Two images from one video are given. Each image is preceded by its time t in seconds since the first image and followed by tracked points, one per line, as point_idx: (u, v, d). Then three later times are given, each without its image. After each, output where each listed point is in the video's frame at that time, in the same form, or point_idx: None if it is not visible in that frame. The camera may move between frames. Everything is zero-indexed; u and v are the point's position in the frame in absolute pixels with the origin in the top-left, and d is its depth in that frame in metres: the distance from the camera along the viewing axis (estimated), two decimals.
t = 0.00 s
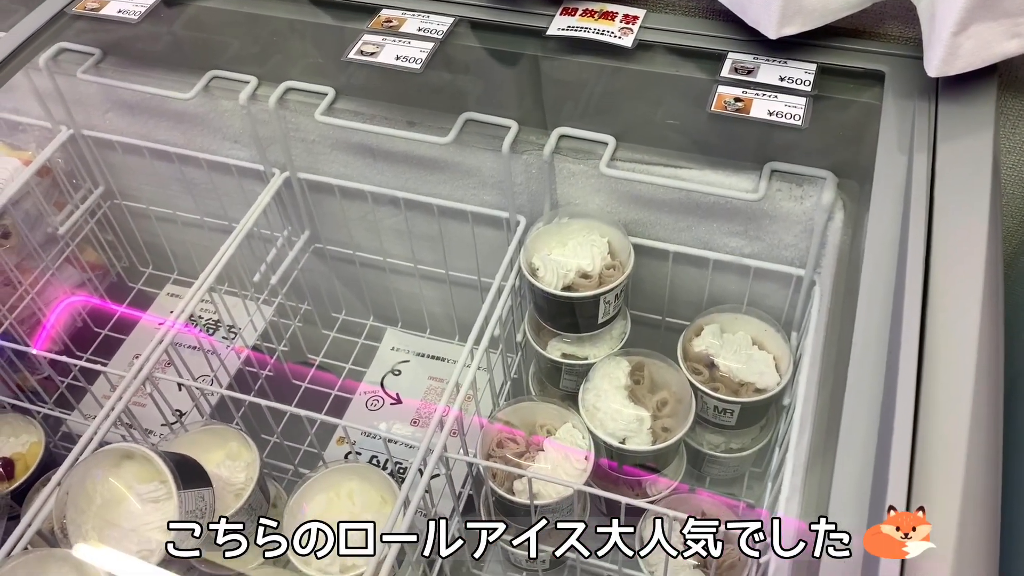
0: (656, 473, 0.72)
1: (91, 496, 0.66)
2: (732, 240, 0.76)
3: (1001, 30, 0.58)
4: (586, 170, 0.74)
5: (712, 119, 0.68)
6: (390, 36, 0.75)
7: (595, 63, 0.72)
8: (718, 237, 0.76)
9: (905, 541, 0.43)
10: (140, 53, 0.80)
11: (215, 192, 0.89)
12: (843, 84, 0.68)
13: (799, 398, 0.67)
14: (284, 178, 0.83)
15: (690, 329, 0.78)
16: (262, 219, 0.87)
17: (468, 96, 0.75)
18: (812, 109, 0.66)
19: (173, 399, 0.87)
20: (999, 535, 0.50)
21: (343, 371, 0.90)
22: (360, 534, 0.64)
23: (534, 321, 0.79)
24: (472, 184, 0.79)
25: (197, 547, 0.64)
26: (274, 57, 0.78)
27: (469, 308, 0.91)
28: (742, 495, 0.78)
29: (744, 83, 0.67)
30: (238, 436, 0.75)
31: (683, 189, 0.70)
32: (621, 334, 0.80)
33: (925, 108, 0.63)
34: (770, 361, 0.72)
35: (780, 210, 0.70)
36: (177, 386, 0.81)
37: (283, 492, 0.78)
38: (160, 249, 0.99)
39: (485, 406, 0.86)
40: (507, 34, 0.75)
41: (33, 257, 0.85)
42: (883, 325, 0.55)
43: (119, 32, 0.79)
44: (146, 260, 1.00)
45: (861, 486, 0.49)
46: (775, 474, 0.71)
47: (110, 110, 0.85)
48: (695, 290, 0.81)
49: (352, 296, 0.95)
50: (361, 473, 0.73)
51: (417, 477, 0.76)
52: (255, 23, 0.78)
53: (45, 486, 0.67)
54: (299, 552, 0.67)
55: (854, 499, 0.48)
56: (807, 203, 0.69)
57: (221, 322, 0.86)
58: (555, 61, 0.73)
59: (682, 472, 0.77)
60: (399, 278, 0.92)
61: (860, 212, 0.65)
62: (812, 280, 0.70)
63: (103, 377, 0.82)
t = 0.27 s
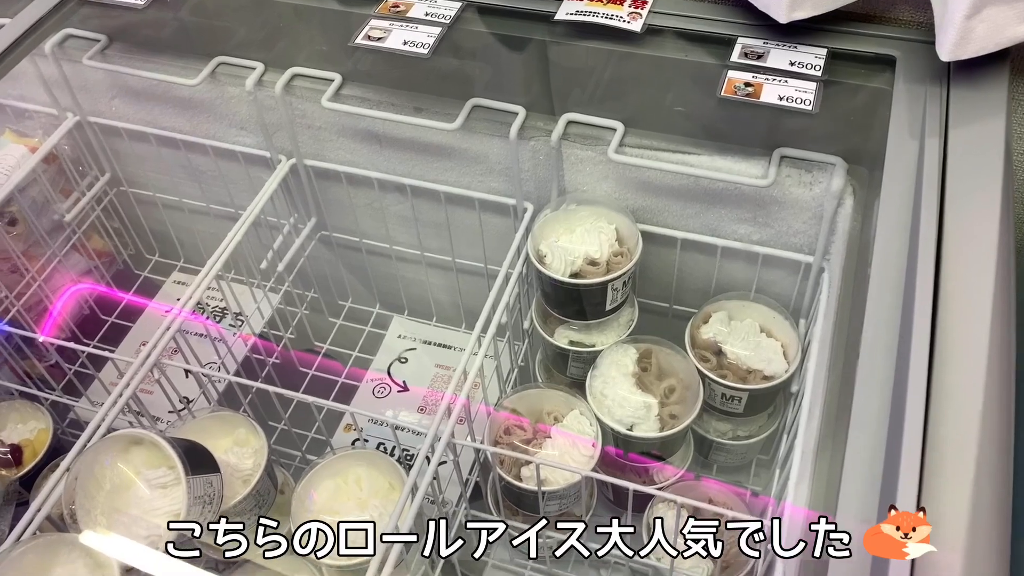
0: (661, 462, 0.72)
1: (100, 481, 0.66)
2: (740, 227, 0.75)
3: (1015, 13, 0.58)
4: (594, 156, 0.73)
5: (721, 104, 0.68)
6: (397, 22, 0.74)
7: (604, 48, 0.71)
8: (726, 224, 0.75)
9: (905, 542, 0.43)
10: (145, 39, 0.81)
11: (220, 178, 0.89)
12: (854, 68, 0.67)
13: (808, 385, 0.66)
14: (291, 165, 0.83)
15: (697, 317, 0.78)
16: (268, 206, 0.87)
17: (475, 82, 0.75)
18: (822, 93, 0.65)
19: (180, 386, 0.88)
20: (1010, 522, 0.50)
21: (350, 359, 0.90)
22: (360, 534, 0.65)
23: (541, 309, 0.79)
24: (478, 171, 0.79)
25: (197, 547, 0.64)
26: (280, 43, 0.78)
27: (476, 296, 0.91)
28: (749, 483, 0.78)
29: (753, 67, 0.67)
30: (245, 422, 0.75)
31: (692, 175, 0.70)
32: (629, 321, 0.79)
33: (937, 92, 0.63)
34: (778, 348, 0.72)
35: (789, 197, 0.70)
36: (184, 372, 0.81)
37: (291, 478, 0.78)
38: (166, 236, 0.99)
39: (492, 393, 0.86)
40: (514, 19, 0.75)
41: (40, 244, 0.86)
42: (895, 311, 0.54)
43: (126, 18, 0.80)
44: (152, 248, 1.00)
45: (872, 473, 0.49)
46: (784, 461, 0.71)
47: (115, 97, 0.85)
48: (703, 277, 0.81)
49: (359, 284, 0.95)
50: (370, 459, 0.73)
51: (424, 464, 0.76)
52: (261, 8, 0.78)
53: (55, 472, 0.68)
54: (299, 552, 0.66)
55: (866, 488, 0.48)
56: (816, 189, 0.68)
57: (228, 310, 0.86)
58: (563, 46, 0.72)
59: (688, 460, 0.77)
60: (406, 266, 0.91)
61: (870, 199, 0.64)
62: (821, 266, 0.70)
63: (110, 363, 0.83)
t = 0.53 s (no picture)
0: (668, 448, 0.73)
1: (113, 465, 0.66)
2: (750, 213, 0.75)
3: None
4: (604, 142, 0.73)
5: (733, 89, 0.68)
6: (407, 7, 0.74)
7: (615, 33, 0.71)
8: (736, 210, 0.75)
9: (905, 542, 0.43)
10: (154, 25, 0.81)
11: (229, 165, 0.89)
12: (867, 54, 0.67)
13: (818, 371, 0.66)
14: (300, 151, 0.83)
15: (707, 303, 0.78)
16: (278, 192, 0.87)
17: (486, 67, 0.75)
18: (835, 78, 0.65)
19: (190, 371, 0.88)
20: None
21: (360, 345, 0.90)
22: (359, 535, 0.64)
23: (551, 295, 0.79)
24: (489, 158, 0.79)
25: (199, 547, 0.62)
26: (290, 28, 0.78)
27: (485, 282, 0.91)
28: (757, 469, 0.78)
29: (765, 52, 0.67)
30: (256, 407, 0.75)
31: (703, 161, 0.70)
32: (638, 307, 0.80)
33: (951, 78, 0.63)
34: (787, 335, 0.72)
35: (800, 183, 0.70)
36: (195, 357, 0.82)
37: (300, 463, 0.79)
38: (176, 222, 0.99)
39: (501, 379, 0.86)
40: (525, 4, 0.75)
41: (50, 230, 0.86)
42: (906, 298, 0.55)
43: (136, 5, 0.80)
44: (162, 234, 1.01)
45: (883, 459, 0.49)
46: (794, 447, 0.72)
47: (125, 83, 0.85)
48: (713, 264, 0.81)
49: (368, 270, 0.96)
50: (380, 444, 0.73)
51: (434, 450, 0.76)
52: None
53: (68, 455, 0.68)
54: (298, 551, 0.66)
55: (877, 472, 0.49)
56: (827, 175, 0.68)
57: (239, 298, 0.86)
58: (574, 31, 0.72)
59: (698, 444, 0.77)
60: (414, 253, 0.92)
61: (882, 185, 0.64)
62: (832, 253, 0.70)
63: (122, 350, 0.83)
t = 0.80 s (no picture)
0: (675, 436, 0.73)
1: (124, 449, 0.66)
2: (761, 200, 0.75)
3: None
4: (614, 128, 0.73)
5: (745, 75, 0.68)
6: None
7: (627, 18, 0.71)
8: (747, 197, 0.75)
9: (904, 541, 0.44)
10: (163, 11, 0.81)
11: (238, 151, 0.89)
12: (881, 39, 0.66)
13: (828, 358, 0.66)
14: (309, 137, 0.83)
15: (717, 290, 0.78)
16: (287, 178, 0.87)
17: (496, 53, 0.75)
18: (847, 63, 0.65)
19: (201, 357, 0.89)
20: None
21: (369, 332, 0.90)
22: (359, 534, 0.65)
23: (560, 282, 0.79)
24: (499, 144, 0.79)
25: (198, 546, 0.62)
26: (299, 13, 0.78)
27: (494, 269, 0.91)
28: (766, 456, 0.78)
29: (777, 38, 0.67)
30: (266, 392, 0.76)
31: (714, 147, 0.70)
32: (647, 294, 0.79)
33: (964, 63, 0.62)
34: (797, 322, 0.72)
35: (811, 170, 0.70)
36: (205, 343, 0.82)
37: (309, 449, 0.79)
38: (185, 209, 0.99)
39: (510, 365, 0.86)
40: None
41: (60, 216, 0.87)
42: (919, 284, 0.55)
43: None
44: (171, 221, 1.01)
45: (895, 444, 0.49)
46: (803, 434, 0.72)
47: (134, 69, 0.86)
48: (723, 250, 0.81)
49: (377, 257, 0.96)
50: (390, 430, 0.74)
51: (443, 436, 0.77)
52: None
53: (77, 441, 0.68)
54: (298, 552, 0.65)
55: (888, 457, 0.49)
56: (839, 161, 0.68)
57: (248, 285, 0.86)
58: (585, 16, 0.72)
59: (707, 431, 0.77)
60: (422, 240, 0.92)
61: (894, 171, 0.64)
62: (843, 239, 0.70)
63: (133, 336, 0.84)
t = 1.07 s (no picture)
0: (682, 425, 0.73)
1: (135, 436, 0.66)
2: (770, 190, 0.75)
3: None
4: (623, 117, 0.73)
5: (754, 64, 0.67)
6: None
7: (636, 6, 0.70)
8: (756, 186, 0.75)
9: (905, 541, 0.44)
10: None
11: (247, 142, 0.89)
12: (891, 28, 0.66)
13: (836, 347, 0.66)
14: (317, 127, 0.83)
15: (725, 280, 0.78)
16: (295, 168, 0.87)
17: (505, 42, 0.74)
18: (858, 52, 0.64)
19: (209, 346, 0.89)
20: None
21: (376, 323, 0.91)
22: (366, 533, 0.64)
23: (568, 272, 0.79)
24: (507, 134, 0.79)
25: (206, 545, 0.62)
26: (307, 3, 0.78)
27: (501, 259, 0.91)
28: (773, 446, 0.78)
29: (787, 27, 0.66)
30: (275, 381, 0.76)
31: (722, 136, 0.70)
32: (655, 284, 0.80)
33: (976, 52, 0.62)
34: (805, 312, 0.72)
35: (820, 159, 0.70)
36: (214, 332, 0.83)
37: (318, 437, 0.80)
38: (193, 198, 1.00)
39: (518, 355, 0.86)
40: None
41: (69, 206, 0.88)
42: (929, 274, 0.55)
43: None
44: (179, 211, 1.01)
45: (905, 434, 0.49)
46: (811, 424, 0.72)
47: (142, 58, 0.86)
48: (731, 240, 0.81)
49: (385, 247, 0.96)
50: (398, 418, 0.74)
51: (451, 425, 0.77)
52: None
53: (89, 429, 0.69)
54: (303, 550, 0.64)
55: (897, 446, 0.49)
56: (849, 151, 0.68)
57: (256, 275, 0.86)
58: (594, 5, 0.72)
59: (714, 421, 0.77)
60: (430, 229, 0.92)
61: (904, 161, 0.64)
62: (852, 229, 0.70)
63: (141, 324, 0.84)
